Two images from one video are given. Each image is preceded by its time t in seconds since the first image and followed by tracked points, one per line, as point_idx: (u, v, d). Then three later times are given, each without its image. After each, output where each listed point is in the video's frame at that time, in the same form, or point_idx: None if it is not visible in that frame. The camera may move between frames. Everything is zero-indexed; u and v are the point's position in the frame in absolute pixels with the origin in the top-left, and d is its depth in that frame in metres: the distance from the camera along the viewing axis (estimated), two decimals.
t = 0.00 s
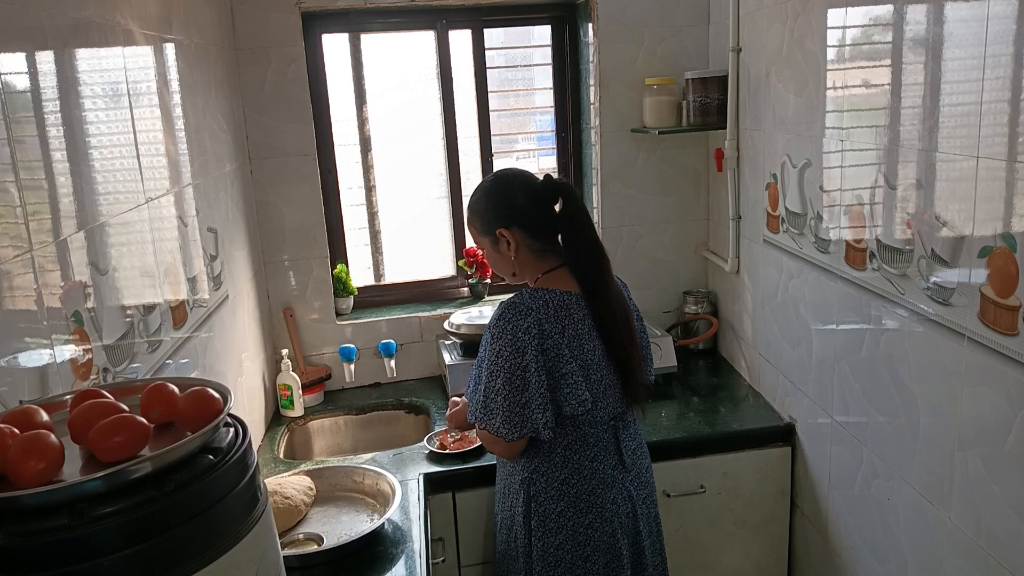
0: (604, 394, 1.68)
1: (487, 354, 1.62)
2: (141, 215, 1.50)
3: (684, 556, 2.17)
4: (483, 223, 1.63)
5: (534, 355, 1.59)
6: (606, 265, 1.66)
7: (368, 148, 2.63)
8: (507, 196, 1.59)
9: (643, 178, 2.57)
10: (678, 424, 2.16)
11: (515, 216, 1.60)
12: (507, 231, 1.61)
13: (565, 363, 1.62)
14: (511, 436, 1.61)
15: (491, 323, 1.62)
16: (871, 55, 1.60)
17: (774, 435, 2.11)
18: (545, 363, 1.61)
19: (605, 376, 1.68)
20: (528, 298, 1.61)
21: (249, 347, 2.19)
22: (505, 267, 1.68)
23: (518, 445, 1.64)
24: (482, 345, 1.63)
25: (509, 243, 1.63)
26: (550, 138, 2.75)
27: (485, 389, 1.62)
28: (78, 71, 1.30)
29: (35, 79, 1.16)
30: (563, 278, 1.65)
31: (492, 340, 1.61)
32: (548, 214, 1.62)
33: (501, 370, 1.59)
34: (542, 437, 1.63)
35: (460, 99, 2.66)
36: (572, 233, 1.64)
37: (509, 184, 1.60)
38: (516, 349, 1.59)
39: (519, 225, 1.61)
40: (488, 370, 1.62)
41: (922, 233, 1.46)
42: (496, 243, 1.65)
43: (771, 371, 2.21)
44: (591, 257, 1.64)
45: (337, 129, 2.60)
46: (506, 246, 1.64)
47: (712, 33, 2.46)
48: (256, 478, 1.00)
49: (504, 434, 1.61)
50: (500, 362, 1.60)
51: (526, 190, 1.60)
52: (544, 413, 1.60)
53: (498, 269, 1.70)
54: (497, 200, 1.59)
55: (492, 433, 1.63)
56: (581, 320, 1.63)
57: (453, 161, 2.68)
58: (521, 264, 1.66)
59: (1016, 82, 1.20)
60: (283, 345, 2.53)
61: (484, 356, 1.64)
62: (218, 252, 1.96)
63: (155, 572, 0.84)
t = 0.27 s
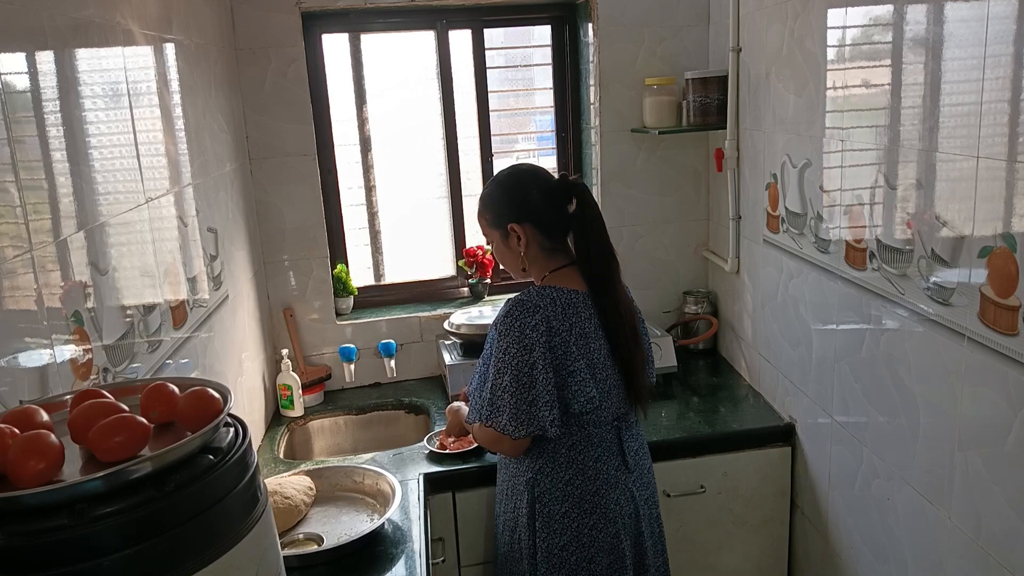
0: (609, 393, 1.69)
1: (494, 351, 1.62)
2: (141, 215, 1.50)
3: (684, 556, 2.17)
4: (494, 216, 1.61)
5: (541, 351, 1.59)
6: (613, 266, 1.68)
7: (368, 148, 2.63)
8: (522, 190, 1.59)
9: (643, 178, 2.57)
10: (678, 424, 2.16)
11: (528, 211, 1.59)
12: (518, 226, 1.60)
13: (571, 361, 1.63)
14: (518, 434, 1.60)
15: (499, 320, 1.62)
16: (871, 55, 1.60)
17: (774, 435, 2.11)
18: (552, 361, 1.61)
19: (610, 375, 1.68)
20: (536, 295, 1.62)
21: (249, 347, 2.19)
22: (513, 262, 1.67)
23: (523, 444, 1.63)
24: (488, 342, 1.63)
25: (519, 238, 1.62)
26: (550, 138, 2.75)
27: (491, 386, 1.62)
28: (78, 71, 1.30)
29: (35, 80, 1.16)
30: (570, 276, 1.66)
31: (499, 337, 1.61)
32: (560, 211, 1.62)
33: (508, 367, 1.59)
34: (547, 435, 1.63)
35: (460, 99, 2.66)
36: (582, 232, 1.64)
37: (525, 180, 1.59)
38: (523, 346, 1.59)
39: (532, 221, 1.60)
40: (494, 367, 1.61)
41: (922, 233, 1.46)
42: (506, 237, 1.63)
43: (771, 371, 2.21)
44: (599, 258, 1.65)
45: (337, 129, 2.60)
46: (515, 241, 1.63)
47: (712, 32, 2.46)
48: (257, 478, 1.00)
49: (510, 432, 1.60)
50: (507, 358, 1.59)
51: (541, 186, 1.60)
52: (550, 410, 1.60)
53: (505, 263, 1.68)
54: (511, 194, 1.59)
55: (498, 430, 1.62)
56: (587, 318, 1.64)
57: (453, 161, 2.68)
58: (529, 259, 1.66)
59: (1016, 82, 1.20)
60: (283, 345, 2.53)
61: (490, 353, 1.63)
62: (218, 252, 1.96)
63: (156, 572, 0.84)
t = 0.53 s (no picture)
0: (610, 391, 1.68)
1: (495, 347, 1.63)
2: (141, 214, 1.50)
3: (684, 556, 2.17)
4: (497, 216, 1.61)
5: (542, 348, 1.59)
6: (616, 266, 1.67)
7: (368, 148, 2.63)
8: (525, 190, 1.58)
9: (643, 178, 2.57)
10: (678, 424, 2.16)
11: (531, 211, 1.59)
12: (522, 226, 1.60)
13: (572, 358, 1.63)
14: (518, 430, 1.61)
15: (500, 316, 1.62)
16: (871, 55, 1.60)
17: (774, 435, 2.11)
18: (553, 358, 1.61)
19: (612, 373, 1.68)
20: (538, 293, 1.62)
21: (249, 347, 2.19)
22: (516, 262, 1.67)
23: (523, 440, 1.64)
24: (490, 337, 1.63)
25: (523, 239, 1.62)
26: (550, 138, 2.75)
27: (492, 382, 1.62)
28: (78, 71, 1.30)
29: (35, 79, 1.16)
30: (573, 276, 1.65)
31: (501, 333, 1.61)
32: (563, 211, 1.62)
33: (509, 363, 1.60)
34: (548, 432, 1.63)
35: (460, 99, 2.66)
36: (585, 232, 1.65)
37: (528, 179, 1.59)
38: (524, 342, 1.59)
39: (535, 221, 1.60)
40: (495, 363, 1.62)
41: (922, 233, 1.46)
42: (510, 237, 1.63)
43: (771, 371, 2.21)
44: (602, 258, 1.65)
45: (337, 129, 2.60)
46: (519, 241, 1.63)
47: (712, 32, 2.46)
48: (257, 478, 1.00)
49: (510, 428, 1.61)
50: (507, 354, 1.60)
51: (544, 186, 1.60)
52: (550, 407, 1.60)
53: (509, 263, 1.68)
54: (514, 194, 1.59)
55: (498, 426, 1.62)
56: (589, 316, 1.63)
57: (453, 161, 2.68)
58: (532, 259, 1.66)
59: (1016, 82, 1.20)
60: (283, 345, 2.53)
61: (492, 349, 1.64)
62: (218, 252, 1.96)
63: (156, 572, 0.84)
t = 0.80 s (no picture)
0: (611, 394, 1.68)
1: (499, 346, 1.63)
2: (141, 214, 1.50)
3: (684, 556, 2.17)
4: (502, 214, 1.62)
5: (545, 348, 1.59)
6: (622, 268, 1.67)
7: (368, 148, 2.63)
8: (528, 189, 1.59)
9: (643, 178, 2.57)
10: (678, 424, 2.16)
11: (534, 210, 1.60)
12: (525, 224, 1.61)
13: (574, 359, 1.63)
14: (518, 429, 1.61)
15: (505, 315, 1.63)
16: (871, 55, 1.60)
17: (774, 435, 2.11)
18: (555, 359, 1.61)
19: (614, 376, 1.68)
20: (542, 293, 1.62)
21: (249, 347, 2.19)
22: (522, 260, 1.68)
23: (525, 440, 1.64)
24: (494, 336, 1.64)
25: (526, 237, 1.63)
26: (550, 138, 2.75)
27: (495, 380, 1.63)
28: (78, 71, 1.30)
29: (35, 79, 1.16)
30: (576, 276, 1.65)
31: (504, 332, 1.62)
32: (568, 211, 1.62)
33: (512, 362, 1.60)
34: (548, 432, 1.63)
35: (460, 99, 2.66)
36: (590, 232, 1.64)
37: (533, 178, 1.59)
38: (527, 342, 1.59)
39: (539, 220, 1.61)
40: (498, 362, 1.62)
41: (922, 233, 1.46)
42: (514, 235, 1.64)
43: (771, 371, 2.21)
44: (607, 259, 1.64)
45: (337, 129, 2.60)
46: (523, 239, 1.64)
47: (712, 32, 2.46)
48: (257, 478, 1.00)
49: (510, 427, 1.61)
50: (510, 354, 1.60)
51: (549, 185, 1.60)
52: (552, 408, 1.61)
53: (515, 261, 1.69)
54: (518, 193, 1.59)
55: (500, 425, 1.63)
56: (592, 317, 1.63)
57: (453, 161, 2.68)
58: (537, 258, 1.66)
59: (1016, 83, 1.20)
60: (283, 345, 2.53)
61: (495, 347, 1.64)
62: (218, 252, 1.96)
63: (156, 572, 0.84)
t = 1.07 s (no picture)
0: (610, 398, 1.67)
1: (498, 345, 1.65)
2: (141, 214, 1.50)
3: (684, 556, 2.17)
4: (510, 213, 1.63)
5: (540, 349, 1.60)
6: (626, 270, 1.63)
7: (368, 148, 2.63)
8: (533, 189, 1.58)
9: (643, 178, 2.57)
10: (678, 424, 2.16)
11: (538, 211, 1.59)
12: (530, 224, 1.61)
13: (571, 360, 1.63)
14: (513, 428, 1.63)
15: (505, 314, 1.64)
16: (871, 55, 1.60)
17: (774, 435, 2.11)
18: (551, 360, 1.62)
19: (614, 380, 1.67)
20: (542, 293, 1.62)
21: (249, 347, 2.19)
22: (532, 259, 1.68)
23: (522, 438, 1.65)
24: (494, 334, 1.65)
25: (532, 237, 1.63)
26: (550, 138, 2.75)
27: (492, 378, 1.65)
28: (78, 71, 1.31)
29: (35, 79, 1.16)
30: (580, 277, 1.63)
31: (503, 331, 1.63)
32: (574, 211, 1.59)
33: (508, 361, 1.61)
34: (542, 433, 1.64)
35: (460, 99, 2.66)
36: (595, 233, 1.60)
37: (539, 179, 1.59)
38: (523, 342, 1.60)
39: (543, 221, 1.60)
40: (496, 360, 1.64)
41: (922, 233, 1.46)
42: (521, 234, 1.64)
43: (771, 371, 2.21)
44: (610, 261, 1.61)
45: (337, 129, 2.60)
46: (529, 238, 1.64)
47: (712, 32, 2.46)
48: (257, 478, 1.00)
49: (505, 426, 1.63)
50: (507, 352, 1.61)
51: (554, 186, 1.58)
52: (546, 409, 1.61)
53: (525, 259, 1.69)
54: (524, 193, 1.59)
55: (496, 423, 1.65)
56: (591, 320, 1.63)
57: (453, 161, 2.68)
58: (544, 257, 1.65)
59: (1016, 83, 1.20)
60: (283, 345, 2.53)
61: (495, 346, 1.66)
62: (218, 252, 1.96)
63: (156, 572, 0.84)
